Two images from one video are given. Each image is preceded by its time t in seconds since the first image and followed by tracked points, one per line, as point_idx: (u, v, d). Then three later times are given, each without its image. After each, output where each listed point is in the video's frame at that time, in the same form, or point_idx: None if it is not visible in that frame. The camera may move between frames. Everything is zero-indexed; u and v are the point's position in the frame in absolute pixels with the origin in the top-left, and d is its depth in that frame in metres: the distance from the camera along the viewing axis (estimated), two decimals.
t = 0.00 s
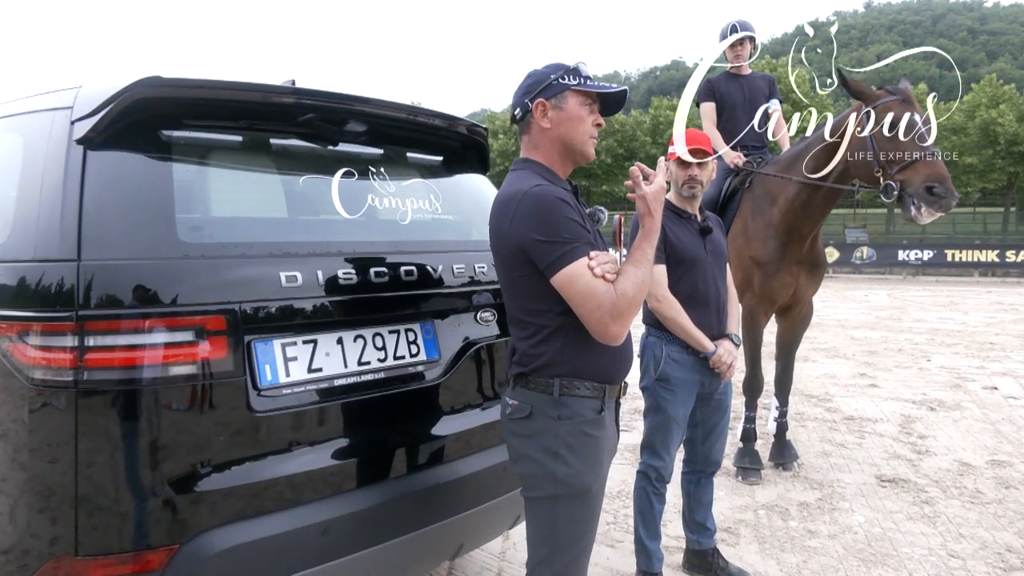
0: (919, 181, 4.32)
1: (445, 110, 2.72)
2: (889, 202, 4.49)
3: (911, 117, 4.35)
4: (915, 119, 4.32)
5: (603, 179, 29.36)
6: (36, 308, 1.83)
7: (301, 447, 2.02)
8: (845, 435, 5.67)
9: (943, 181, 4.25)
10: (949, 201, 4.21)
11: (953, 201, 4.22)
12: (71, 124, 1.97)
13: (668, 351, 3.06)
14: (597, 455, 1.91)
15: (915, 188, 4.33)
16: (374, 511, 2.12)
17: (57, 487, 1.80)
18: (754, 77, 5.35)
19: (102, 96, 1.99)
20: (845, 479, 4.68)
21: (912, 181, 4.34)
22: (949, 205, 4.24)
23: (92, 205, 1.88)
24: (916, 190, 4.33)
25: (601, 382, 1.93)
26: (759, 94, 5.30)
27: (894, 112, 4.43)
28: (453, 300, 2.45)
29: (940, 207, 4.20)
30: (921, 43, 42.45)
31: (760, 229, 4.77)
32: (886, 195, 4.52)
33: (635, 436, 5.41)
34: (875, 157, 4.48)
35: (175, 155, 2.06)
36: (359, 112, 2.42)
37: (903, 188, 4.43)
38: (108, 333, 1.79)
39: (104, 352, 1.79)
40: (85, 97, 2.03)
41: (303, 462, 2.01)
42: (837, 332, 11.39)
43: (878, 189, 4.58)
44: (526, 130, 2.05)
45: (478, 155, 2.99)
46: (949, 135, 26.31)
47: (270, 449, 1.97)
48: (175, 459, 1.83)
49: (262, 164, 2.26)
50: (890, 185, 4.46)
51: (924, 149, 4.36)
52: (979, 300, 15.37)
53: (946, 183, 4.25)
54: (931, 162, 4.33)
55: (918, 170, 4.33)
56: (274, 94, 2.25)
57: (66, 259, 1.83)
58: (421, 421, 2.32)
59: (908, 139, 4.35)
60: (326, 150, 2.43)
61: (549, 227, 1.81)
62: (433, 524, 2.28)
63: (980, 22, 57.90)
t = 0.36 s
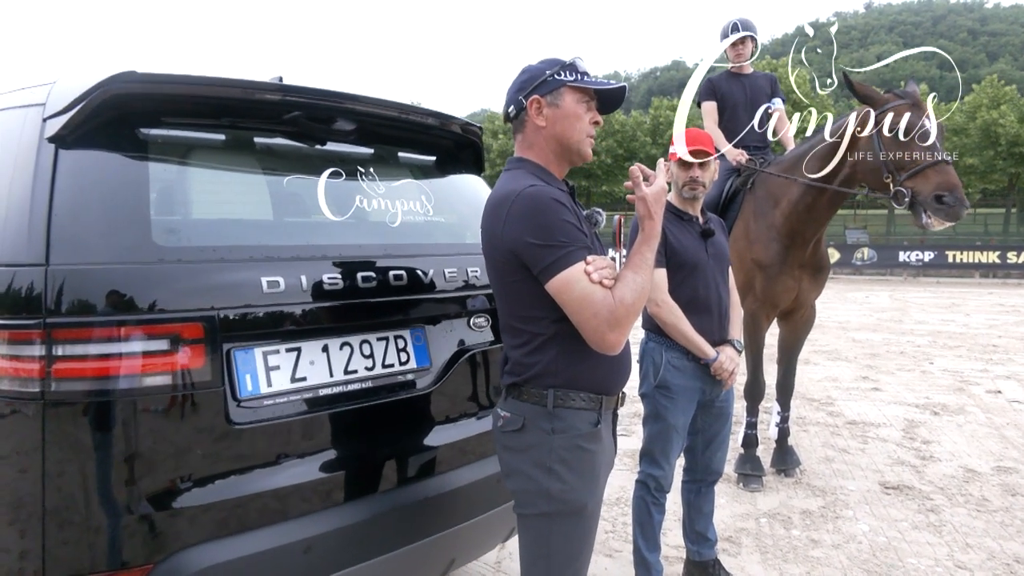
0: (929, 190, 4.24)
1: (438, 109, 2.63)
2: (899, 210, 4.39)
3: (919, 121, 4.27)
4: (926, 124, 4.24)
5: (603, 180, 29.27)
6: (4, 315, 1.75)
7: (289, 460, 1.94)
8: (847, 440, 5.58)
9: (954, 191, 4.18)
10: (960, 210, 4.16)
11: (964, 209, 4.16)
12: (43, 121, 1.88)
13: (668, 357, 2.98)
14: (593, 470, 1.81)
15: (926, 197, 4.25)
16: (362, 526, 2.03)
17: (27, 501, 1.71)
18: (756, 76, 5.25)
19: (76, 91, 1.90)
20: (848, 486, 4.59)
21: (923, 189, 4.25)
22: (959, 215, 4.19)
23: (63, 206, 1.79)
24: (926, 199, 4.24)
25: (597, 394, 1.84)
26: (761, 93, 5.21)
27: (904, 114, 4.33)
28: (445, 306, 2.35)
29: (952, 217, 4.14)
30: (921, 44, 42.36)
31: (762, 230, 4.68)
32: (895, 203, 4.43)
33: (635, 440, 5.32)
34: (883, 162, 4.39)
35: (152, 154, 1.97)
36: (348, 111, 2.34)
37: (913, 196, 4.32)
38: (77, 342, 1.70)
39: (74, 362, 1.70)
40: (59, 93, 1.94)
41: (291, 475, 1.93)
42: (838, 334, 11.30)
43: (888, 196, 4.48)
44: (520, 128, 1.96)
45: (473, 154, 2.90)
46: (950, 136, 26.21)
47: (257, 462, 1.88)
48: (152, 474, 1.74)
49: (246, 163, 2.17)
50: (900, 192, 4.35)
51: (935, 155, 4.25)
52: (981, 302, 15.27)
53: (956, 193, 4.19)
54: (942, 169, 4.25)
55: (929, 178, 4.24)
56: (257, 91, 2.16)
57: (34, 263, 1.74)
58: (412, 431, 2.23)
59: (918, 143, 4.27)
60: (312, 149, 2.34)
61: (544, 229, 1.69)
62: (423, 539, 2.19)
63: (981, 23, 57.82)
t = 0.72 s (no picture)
0: (935, 187, 4.16)
1: (431, 108, 2.54)
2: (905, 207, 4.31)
3: (925, 118, 4.20)
4: (930, 119, 4.17)
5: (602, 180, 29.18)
6: None
7: (280, 476, 1.86)
8: (851, 445, 5.49)
9: (960, 187, 4.08)
10: (967, 207, 4.06)
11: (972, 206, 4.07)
12: (13, 121, 1.79)
13: (670, 364, 2.89)
14: (592, 487, 1.71)
15: (931, 194, 4.16)
16: (351, 545, 1.93)
17: None
18: (757, 74, 5.19)
19: (48, 90, 1.81)
20: (853, 492, 4.50)
21: (928, 186, 4.17)
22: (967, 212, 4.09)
23: (32, 211, 1.70)
24: (932, 196, 4.16)
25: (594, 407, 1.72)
26: (763, 91, 5.15)
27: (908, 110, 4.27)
28: (439, 313, 2.26)
29: (959, 213, 4.04)
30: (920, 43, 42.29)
31: (766, 232, 4.59)
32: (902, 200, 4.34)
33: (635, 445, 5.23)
34: (887, 159, 4.30)
35: (128, 156, 1.88)
36: (336, 110, 2.25)
37: (918, 192, 4.24)
38: (47, 354, 1.61)
39: (44, 376, 1.61)
40: (31, 92, 1.85)
41: (283, 491, 1.85)
42: (840, 335, 11.21)
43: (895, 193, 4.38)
44: (515, 127, 1.86)
45: (468, 155, 2.80)
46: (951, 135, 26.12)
47: (245, 478, 1.80)
48: (130, 494, 1.65)
49: (228, 165, 2.08)
50: (906, 189, 4.26)
51: (941, 150, 4.17)
52: (982, 301, 15.19)
53: (963, 189, 4.09)
54: (947, 165, 4.16)
55: (934, 174, 4.16)
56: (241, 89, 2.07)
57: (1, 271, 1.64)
58: (404, 444, 2.14)
59: (923, 141, 4.18)
60: (299, 150, 2.25)
61: (540, 232, 1.57)
62: (415, 557, 2.08)
63: (980, 22, 57.74)
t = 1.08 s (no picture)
0: (928, 183, 4.07)
1: (424, 107, 2.45)
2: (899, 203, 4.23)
3: (926, 114, 4.12)
4: (930, 118, 4.08)
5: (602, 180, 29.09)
6: None
7: (267, 491, 1.77)
8: (855, 451, 5.39)
9: (954, 183, 4.00)
10: (959, 203, 3.97)
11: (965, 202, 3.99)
12: None
13: (670, 372, 2.81)
14: (587, 507, 1.60)
15: (924, 190, 4.09)
16: (337, 565, 1.83)
17: None
18: (761, 73, 5.10)
19: (16, 88, 1.72)
20: (857, 500, 4.41)
21: (922, 182, 4.09)
22: (959, 209, 4.00)
23: None
24: (925, 192, 4.08)
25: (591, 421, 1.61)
26: (766, 90, 5.07)
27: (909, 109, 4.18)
28: (430, 320, 2.17)
29: (949, 210, 3.96)
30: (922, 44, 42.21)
31: (771, 234, 4.50)
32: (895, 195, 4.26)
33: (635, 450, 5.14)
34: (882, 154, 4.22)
35: (100, 156, 1.79)
36: (324, 108, 2.15)
37: (913, 187, 4.16)
38: (13, 366, 1.52)
39: (10, 389, 1.51)
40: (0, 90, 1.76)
41: (273, 507, 1.77)
42: (841, 337, 11.11)
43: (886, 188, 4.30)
44: (508, 125, 1.77)
45: (463, 155, 2.70)
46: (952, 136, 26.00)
47: (232, 495, 1.72)
48: (106, 514, 1.56)
49: (208, 167, 1.99)
50: (900, 184, 4.17)
51: (939, 148, 4.07)
52: (983, 303, 15.09)
53: (957, 185, 4.01)
54: (944, 162, 4.07)
55: (929, 170, 4.08)
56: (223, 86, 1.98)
57: None
58: (393, 457, 2.04)
59: (923, 140, 4.09)
60: (285, 150, 2.15)
61: (534, 237, 1.46)
62: None
63: (981, 23, 57.63)
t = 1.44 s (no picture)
0: (924, 184, 3.96)
1: (415, 105, 2.37)
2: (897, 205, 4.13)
3: (923, 113, 4.00)
4: (931, 118, 3.96)
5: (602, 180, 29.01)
6: None
7: (256, 503, 1.70)
8: (858, 454, 5.31)
9: (950, 185, 3.88)
10: (955, 206, 3.85)
11: (961, 205, 3.86)
12: None
13: (670, 377, 2.73)
14: (580, 522, 1.51)
15: (920, 193, 3.98)
16: None
17: None
18: (762, 72, 5.02)
19: None
20: (861, 505, 4.33)
21: (919, 184, 3.98)
22: (955, 212, 3.88)
23: None
24: (921, 194, 3.97)
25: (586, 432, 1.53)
26: (768, 89, 4.99)
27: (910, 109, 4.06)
28: (420, 324, 2.09)
29: (944, 214, 3.86)
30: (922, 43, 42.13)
31: (774, 235, 4.43)
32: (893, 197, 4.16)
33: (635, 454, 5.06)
34: (880, 156, 4.14)
35: (72, 155, 1.71)
36: (310, 105, 2.08)
37: (910, 190, 4.05)
38: None
39: None
40: None
41: (261, 519, 1.70)
42: (842, 338, 11.03)
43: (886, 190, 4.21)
44: (499, 121, 1.69)
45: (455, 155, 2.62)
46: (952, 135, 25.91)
47: (217, 507, 1.64)
48: (81, 529, 1.47)
49: (187, 166, 1.91)
50: (896, 186, 4.08)
51: (938, 149, 3.95)
52: (985, 303, 15.01)
53: (953, 187, 3.89)
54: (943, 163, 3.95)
55: (925, 172, 3.96)
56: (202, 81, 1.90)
57: None
58: (382, 467, 1.97)
59: (923, 141, 3.96)
60: (269, 149, 2.07)
61: (525, 237, 1.38)
62: None
63: (981, 23, 57.54)
